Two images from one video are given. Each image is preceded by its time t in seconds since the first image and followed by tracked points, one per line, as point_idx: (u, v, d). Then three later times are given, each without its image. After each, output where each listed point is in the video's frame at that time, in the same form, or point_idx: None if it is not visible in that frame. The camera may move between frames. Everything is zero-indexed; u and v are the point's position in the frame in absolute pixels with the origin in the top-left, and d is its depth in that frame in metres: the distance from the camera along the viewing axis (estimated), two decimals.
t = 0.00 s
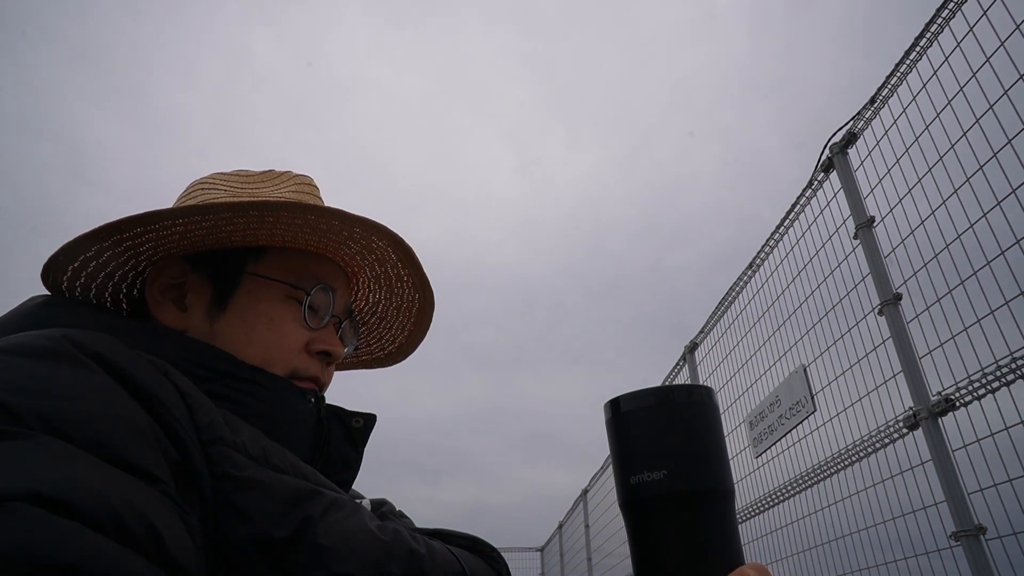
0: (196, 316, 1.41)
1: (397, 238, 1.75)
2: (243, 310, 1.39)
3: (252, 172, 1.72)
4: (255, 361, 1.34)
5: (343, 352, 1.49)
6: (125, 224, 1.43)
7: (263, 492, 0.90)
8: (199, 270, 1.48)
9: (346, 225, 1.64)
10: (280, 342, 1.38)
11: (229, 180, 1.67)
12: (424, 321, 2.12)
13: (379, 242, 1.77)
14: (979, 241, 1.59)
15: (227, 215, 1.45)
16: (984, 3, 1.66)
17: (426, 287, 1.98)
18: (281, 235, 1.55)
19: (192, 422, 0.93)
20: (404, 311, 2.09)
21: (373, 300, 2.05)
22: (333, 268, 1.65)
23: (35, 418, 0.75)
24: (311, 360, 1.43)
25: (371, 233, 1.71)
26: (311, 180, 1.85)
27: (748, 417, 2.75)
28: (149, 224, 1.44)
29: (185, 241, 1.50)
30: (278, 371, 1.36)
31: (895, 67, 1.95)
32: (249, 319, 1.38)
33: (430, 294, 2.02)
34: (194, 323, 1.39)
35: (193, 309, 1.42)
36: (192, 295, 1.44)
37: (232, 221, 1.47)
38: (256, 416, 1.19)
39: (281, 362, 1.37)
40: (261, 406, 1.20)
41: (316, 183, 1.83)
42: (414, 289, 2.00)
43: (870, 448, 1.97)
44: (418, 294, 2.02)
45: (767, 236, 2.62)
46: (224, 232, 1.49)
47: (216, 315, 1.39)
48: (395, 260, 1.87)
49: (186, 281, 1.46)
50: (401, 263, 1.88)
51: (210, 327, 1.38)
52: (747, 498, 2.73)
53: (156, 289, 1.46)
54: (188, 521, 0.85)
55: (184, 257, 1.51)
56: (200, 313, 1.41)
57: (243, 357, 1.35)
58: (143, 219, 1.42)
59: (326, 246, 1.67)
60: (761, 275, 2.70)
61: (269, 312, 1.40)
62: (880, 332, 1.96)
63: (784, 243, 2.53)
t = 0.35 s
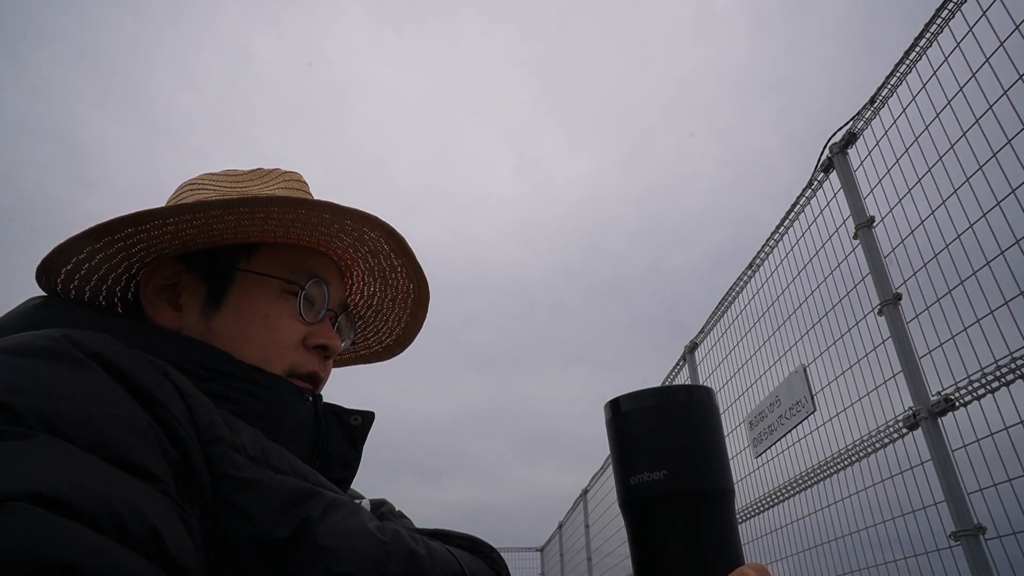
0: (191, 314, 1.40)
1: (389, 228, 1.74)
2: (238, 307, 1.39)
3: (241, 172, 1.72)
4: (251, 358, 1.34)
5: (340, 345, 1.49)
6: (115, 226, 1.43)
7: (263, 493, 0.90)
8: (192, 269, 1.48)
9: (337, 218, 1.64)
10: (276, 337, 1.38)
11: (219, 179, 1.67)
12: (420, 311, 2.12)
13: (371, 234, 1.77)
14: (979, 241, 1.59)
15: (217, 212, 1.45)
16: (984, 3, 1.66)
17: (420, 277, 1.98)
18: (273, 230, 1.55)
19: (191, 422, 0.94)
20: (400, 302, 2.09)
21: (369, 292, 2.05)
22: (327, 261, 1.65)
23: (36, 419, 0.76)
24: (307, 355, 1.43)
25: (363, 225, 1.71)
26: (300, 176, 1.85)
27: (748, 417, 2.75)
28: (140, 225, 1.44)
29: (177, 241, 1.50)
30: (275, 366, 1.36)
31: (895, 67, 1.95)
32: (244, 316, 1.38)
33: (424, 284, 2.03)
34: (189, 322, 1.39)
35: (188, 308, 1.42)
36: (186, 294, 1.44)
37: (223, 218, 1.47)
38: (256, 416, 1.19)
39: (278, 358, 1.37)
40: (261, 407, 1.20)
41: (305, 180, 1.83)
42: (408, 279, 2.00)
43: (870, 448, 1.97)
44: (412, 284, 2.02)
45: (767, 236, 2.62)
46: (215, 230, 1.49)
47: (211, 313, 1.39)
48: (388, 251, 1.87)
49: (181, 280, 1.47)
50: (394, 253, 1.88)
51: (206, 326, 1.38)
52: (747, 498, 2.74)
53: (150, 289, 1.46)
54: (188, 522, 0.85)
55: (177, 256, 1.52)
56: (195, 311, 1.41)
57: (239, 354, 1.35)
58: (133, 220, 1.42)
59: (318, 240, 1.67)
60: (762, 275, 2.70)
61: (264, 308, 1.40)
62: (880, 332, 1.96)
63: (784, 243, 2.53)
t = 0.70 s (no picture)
0: (172, 313, 1.42)
1: (365, 209, 1.70)
2: (218, 303, 1.40)
3: (218, 165, 1.72)
4: (232, 351, 1.35)
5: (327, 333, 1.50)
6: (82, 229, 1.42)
7: (262, 495, 0.90)
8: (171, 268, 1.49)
9: (307, 203, 1.59)
10: (257, 330, 1.39)
11: (193, 175, 1.67)
12: (412, 291, 2.11)
13: (348, 218, 1.73)
14: (978, 241, 1.59)
15: (183, 209, 1.45)
16: (984, 3, 1.66)
17: (406, 256, 1.96)
18: (244, 223, 1.55)
19: (190, 425, 0.93)
20: (391, 284, 2.08)
21: (358, 276, 2.05)
22: (305, 249, 1.65)
23: (37, 419, 0.76)
24: (292, 344, 1.45)
25: (337, 208, 1.66)
26: (278, 164, 1.84)
27: (748, 417, 2.75)
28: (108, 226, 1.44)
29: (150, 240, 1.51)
30: (260, 359, 1.37)
31: (895, 68, 1.95)
32: (223, 310, 1.40)
33: (412, 263, 2.00)
34: (170, 321, 1.40)
35: (169, 307, 1.43)
36: (166, 294, 1.45)
37: (189, 215, 1.47)
38: (254, 417, 1.19)
39: (259, 351, 1.37)
40: (260, 408, 1.20)
41: (283, 168, 1.83)
42: (396, 259, 1.98)
43: (870, 448, 1.97)
44: (400, 265, 2.00)
45: (767, 236, 2.62)
46: (186, 227, 1.49)
47: (192, 310, 1.41)
48: (369, 233, 1.83)
49: (160, 280, 1.48)
50: (377, 235, 1.84)
51: (188, 323, 1.40)
52: (747, 498, 2.74)
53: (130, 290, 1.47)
54: (188, 523, 0.85)
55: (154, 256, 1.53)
56: (176, 309, 1.43)
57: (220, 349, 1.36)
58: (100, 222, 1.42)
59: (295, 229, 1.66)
60: (762, 275, 2.70)
61: (243, 302, 1.41)
62: (880, 332, 1.96)
63: (784, 243, 2.53)
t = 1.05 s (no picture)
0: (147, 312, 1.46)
1: (324, 181, 1.65)
2: (189, 299, 1.42)
3: (180, 155, 1.72)
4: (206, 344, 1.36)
5: (305, 316, 1.49)
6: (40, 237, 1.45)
7: (261, 494, 0.90)
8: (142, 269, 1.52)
9: (260, 184, 1.55)
10: (228, 320, 1.40)
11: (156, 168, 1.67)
12: (397, 256, 2.10)
13: (310, 194, 1.69)
14: (979, 241, 1.59)
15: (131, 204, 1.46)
16: (984, 3, 1.66)
17: (378, 219, 1.92)
18: (200, 213, 1.56)
19: (188, 425, 0.93)
20: (374, 252, 2.08)
21: (341, 250, 2.04)
22: (274, 230, 1.64)
23: (36, 420, 0.76)
24: (268, 332, 1.43)
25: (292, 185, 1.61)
26: (241, 146, 1.83)
27: (748, 416, 2.75)
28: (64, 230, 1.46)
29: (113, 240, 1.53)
30: (236, 347, 1.38)
31: (895, 68, 1.95)
32: (193, 304, 1.42)
33: (390, 229, 1.98)
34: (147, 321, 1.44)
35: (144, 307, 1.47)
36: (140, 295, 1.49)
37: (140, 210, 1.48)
38: (252, 417, 1.19)
39: (231, 341, 1.38)
40: (259, 408, 1.20)
41: (245, 149, 1.81)
42: (372, 227, 1.96)
43: (870, 448, 1.97)
44: (379, 233, 1.99)
45: (767, 236, 2.62)
46: (142, 224, 1.53)
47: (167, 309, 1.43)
48: (337, 206, 1.80)
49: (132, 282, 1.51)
50: (344, 206, 1.81)
51: (164, 321, 1.43)
52: (747, 497, 2.74)
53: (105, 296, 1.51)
54: (187, 524, 0.85)
55: (123, 257, 1.57)
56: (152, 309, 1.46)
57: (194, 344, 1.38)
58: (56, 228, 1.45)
59: (258, 213, 1.64)
60: (762, 275, 2.70)
61: (212, 295, 1.42)
62: (880, 332, 1.96)
63: (785, 242, 2.53)
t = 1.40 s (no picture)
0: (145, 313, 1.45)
1: (322, 181, 1.67)
2: (188, 298, 1.42)
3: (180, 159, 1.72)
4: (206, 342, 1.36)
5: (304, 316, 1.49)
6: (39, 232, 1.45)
7: (259, 495, 0.90)
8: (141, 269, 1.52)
9: (260, 184, 1.57)
10: (228, 319, 1.40)
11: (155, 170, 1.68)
12: (395, 258, 2.11)
13: (308, 194, 1.70)
14: (979, 241, 1.59)
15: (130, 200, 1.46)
16: (984, 3, 1.66)
17: (376, 220, 1.93)
18: (199, 213, 1.56)
19: (187, 426, 0.93)
20: (372, 254, 2.08)
21: (339, 253, 2.04)
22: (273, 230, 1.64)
23: (36, 420, 0.76)
24: (268, 331, 1.43)
25: (291, 184, 1.63)
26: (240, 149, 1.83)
27: (748, 416, 2.74)
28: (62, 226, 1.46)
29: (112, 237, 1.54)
30: (235, 347, 1.38)
31: (895, 68, 1.95)
32: (194, 304, 1.41)
33: (387, 230, 1.99)
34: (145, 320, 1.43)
35: (143, 305, 1.46)
36: (138, 294, 1.48)
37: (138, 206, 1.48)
38: (250, 417, 1.19)
39: (231, 340, 1.38)
40: (258, 408, 1.20)
41: (244, 152, 1.82)
42: (370, 228, 1.97)
43: (870, 448, 1.97)
44: (376, 234, 1.99)
45: (767, 236, 2.62)
46: (142, 223, 1.53)
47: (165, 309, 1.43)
48: (335, 206, 1.81)
49: (131, 281, 1.51)
50: (342, 207, 1.82)
51: (163, 321, 1.42)
52: (748, 497, 2.74)
53: (103, 296, 1.50)
54: (187, 524, 0.85)
55: (122, 256, 1.57)
56: (151, 309, 1.45)
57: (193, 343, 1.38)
58: (55, 223, 1.45)
59: (258, 213, 1.64)
60: (762, 275, 2.70)
61: (211, 294, 1.42)
62: (880, 332, 1.96)
63: (784, 243, 2.53)
